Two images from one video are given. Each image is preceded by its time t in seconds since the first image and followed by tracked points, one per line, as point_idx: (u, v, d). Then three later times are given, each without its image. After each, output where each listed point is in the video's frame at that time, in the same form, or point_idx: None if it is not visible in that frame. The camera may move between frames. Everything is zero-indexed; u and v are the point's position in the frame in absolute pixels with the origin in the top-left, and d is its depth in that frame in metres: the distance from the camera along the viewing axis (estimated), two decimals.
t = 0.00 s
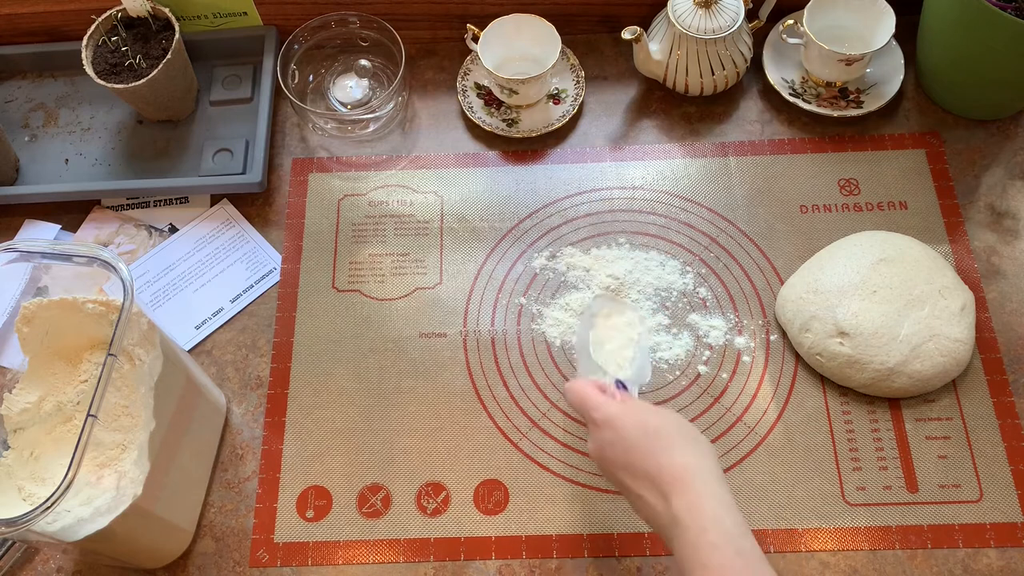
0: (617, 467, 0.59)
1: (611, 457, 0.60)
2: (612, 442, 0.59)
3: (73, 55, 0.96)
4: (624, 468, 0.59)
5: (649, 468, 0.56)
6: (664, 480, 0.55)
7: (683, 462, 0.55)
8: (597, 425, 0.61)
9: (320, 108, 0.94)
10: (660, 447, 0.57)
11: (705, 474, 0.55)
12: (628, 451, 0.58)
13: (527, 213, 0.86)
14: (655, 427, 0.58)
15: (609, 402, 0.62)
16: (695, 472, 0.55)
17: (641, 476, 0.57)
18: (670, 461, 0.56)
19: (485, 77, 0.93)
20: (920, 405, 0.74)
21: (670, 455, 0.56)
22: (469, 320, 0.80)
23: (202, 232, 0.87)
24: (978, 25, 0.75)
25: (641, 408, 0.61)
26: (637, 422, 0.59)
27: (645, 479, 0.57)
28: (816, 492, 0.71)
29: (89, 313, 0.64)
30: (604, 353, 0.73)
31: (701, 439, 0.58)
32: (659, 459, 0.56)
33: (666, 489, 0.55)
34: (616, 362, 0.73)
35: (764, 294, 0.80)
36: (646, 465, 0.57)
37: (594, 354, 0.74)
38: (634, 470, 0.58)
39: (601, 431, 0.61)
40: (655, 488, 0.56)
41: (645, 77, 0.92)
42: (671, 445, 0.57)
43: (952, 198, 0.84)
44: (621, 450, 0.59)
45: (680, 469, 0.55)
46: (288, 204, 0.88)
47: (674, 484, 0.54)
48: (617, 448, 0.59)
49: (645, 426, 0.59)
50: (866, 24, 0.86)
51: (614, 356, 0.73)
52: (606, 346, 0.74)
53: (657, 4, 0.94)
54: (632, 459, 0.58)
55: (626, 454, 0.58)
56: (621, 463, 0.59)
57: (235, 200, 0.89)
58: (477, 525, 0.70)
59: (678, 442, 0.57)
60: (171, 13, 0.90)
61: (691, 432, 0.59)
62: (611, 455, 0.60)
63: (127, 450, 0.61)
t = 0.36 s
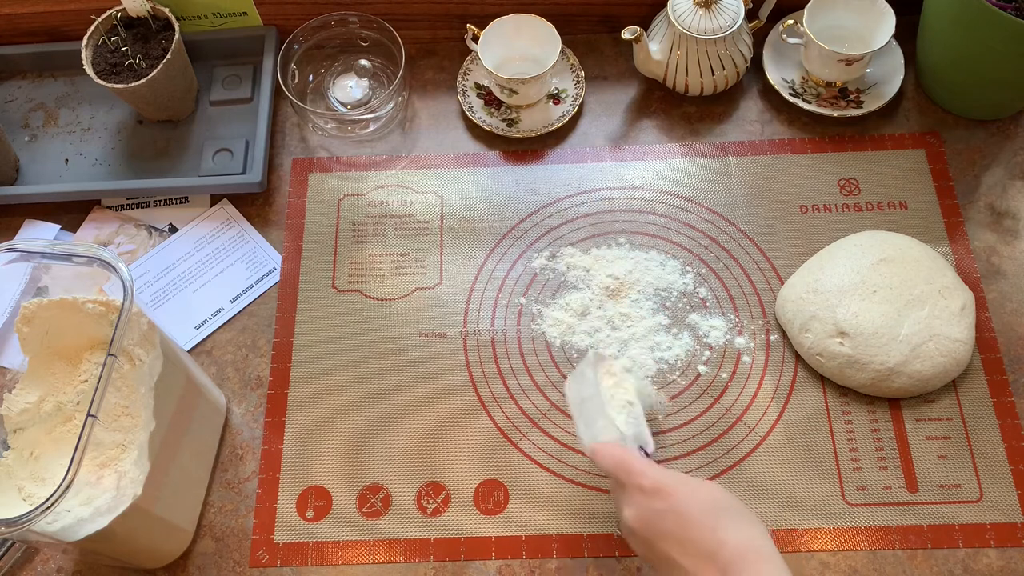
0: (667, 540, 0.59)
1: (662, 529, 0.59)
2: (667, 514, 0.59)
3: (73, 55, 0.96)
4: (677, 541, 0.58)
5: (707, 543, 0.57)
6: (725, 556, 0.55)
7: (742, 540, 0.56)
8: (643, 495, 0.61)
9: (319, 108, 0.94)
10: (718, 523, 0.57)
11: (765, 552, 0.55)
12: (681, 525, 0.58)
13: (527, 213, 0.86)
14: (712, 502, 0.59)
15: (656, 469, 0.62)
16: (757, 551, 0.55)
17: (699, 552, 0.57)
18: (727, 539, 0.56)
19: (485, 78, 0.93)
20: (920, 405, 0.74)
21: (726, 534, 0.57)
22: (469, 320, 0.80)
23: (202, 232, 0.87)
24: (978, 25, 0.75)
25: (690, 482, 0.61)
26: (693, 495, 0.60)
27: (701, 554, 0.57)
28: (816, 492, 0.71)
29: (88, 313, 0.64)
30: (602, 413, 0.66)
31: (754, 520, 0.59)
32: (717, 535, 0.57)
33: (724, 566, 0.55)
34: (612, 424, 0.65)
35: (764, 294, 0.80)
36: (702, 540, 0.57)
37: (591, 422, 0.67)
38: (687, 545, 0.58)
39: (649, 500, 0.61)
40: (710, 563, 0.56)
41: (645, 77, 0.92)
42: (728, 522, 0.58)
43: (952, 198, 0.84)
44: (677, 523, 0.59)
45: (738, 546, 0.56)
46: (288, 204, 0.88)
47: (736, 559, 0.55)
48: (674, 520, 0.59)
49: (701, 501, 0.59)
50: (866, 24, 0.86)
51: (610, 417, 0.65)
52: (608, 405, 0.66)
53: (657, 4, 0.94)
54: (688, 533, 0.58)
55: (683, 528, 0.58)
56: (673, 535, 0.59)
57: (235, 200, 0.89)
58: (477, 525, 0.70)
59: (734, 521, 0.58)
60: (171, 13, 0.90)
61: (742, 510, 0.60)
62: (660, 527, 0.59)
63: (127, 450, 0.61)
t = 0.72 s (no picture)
0: None
1: (666, 567, 0.59)
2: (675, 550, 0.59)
3: (73, 55, 0.96)
4: None
5: None
6: None
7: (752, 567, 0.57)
8: (646, 534, 0.61)
9: (320, 108, 0.94)
10: (725, 555, 0.58)
11: None
12: (690, 559, 0.59)
13: (526, 213, 0.86)
14: (715, 532, 0.60)
15: (655, 503, 0.62)
16: None
17: None
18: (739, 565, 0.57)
19: (485, 78, 0.93)
20: (920, 405, 0.74)
21: (734, 561, 0.58)
22: (469, 320, 0.80)
23: (202, 232, 0.87)
24: (978, 25, 0.75)
25: (690, 513, 0.62)
26: (694, 529, 0.60)
27: None
28: (816, 492, 0.71)
29: (88, 313, 0.64)
30: (614, 453, 0.67)
31: (758, 543, 0.61)
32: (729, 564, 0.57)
33: None
34: (626, 461, 0.66)
35: (764, 294, 0.80)
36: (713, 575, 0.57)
37: (606, 462, 0.67)
38: None
39: (652, 538, 0.61)
40: None
41: (645, 77, 0.92)
42: (733, 548, 0.59)
43: (952, 198, 0.85)
44: (683, 560, 0.59)
45: None
46: (288, 204, 0.88)
47: None
48: (679, 556, 0.59)
49: (705, 532, 0.60)
50: (866, 24, 0.86)
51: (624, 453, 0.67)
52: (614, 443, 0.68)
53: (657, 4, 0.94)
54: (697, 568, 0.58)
55: (692, 564, 0.58)
56: (677, 572, 0.59)
57: (235, 200, 0.89)
58: (477, 525, 0.70)
59: (739, 547, 0.59)
60: (171, 13, 0.90)
61: (738, 532, 0.61)
62: (667, 565, 0.59)
63: (126, 449, 0.61)
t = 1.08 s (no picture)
0: (552, 508, 0.57)
1: (546, 498, 0.58)
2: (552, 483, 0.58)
3: (73, 55, 0.96)
4: (557, 506, 0.57)
5: (590, 501, 0.55)
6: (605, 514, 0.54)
7: (624, 492, 0.55)
8: (529, 466, 0.61)
9: (319, 108, 0.94)
10: (599, 481, 0.56)
11: (642, 504, 0.54)
12: (568, 488, 0.57)
13: (527, 213, 0.86)
14: (592, 461, 0.58)
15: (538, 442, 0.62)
16: (639, 500, 0.54)
17: (580, 513, 0.55)
18: (612, 492, 0.55)
19: (485, 77, 0.93)
20: (920, 405, 0.74)
21: (611, 487, 0.56)
22: (469, 320, 0.80)
23: (202, 232, 0.87)
24: (978, 25, 0.75)
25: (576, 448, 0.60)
26: (576, 459, 0.59)
27: (584, 515, 0.55)
28: (816, 492, 0.71)
29: (88, 313, 0.64)
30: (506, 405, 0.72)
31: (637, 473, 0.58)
32: (598, 489, 0.55)
33: (611, 520, 0.53)
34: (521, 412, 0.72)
35: (764, 294, 0.80)
36: (587, 498, 0.55)
37: (491, 411, 0.72)
38: (570, 507, 0.56)
39: (537, 471, 0.60)
40: (595, 518, 0.54)
41: (645, 77, 0.92)
42: (609, 477, 0.57)
43: (952, 198, 0.85)
44: (558, 488, 0.57)
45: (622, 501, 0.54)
46: (288, 204, 0.88)
47: (619, 516, 0.53)
48: (556, 486, 0.58)
49: (583, 462, 0.58)
50: (866, 24, 0.86)
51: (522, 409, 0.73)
52: (512, 398, 0.73)
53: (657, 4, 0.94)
54: (571, 496, 0.56)
55: (565, 493, 0.57)
56: (555, 501, 0.57)
57: (235, 200, 0.89)
58: (477, 525, 0.70)
59: (618, 475, 0.57)
60: (171, 13, 0.90)
61: (628, 470, 0.59)
62: (546, 494, 0.58)
63: (127, 449, 0.61)
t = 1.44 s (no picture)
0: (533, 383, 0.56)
1: (525, 374, 0.57)
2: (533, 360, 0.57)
3: (73, 55, 0.96)
4: (538, 381, 0.56)
5: (562, 374, 0.54)
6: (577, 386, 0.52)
7: (597, 364, 0.53)
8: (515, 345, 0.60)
9: (319, 108, 0.94)
10: (572, 354, 0.54)
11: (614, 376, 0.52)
12: (545, 363, 0.56)
13: (526, 213, 0.86)
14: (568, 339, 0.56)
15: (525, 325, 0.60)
16: (609, 375, 0.52)
17: (555, 385, 0.54)
18: (583, 366, 0.53)
19: (485, 77, 0.93)
20: (920, 405, 0.74)
21: (582, 361, 0.54)
22: (469, 320, 0.80)
23: (202, 231, 0.87)
24: (978, 25, 0.75)
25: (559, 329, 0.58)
26: (553, 335, 0.57)
27: (558, 387, 0.54)
28: (816, 493, 0.71)
29: (88, 313, 0.64)
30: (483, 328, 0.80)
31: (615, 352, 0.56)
32: (571, 363, 0.54)
33: (579, 392, 0.52)
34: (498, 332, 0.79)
35: (764, 294, 0.80)
36: (561, 370, 0.54)
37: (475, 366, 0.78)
38: (548, 380, 0.55)
39: (519, 349, 0.59)
40: (568, 390, 0.53)
41: (645, 77, 0.92)
42: (583, 351, 0.54)
43: (952, 198, 0.85)
44: (537, 363, 0.56)
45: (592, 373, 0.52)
46: (288, 204, 0.88)
47: (589, 387, 0.52)
48: (536, 361, 0.56)
49: (560, 337, 0.56)
50: (866, 24, 0.86)
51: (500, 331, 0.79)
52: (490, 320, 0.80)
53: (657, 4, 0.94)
54: (548, 370, 0.55)
55: (543, 366, 0.55)
56: (534, 377, 0.56)
57: (235, 200, 0.89)
58: (477, 525, 0.70)
59: (590, 351, 0.55)
60: (171, 13, 0.90)
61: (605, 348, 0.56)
62: (524, 368, 0.57)
63: (127, 450, 0.61)
